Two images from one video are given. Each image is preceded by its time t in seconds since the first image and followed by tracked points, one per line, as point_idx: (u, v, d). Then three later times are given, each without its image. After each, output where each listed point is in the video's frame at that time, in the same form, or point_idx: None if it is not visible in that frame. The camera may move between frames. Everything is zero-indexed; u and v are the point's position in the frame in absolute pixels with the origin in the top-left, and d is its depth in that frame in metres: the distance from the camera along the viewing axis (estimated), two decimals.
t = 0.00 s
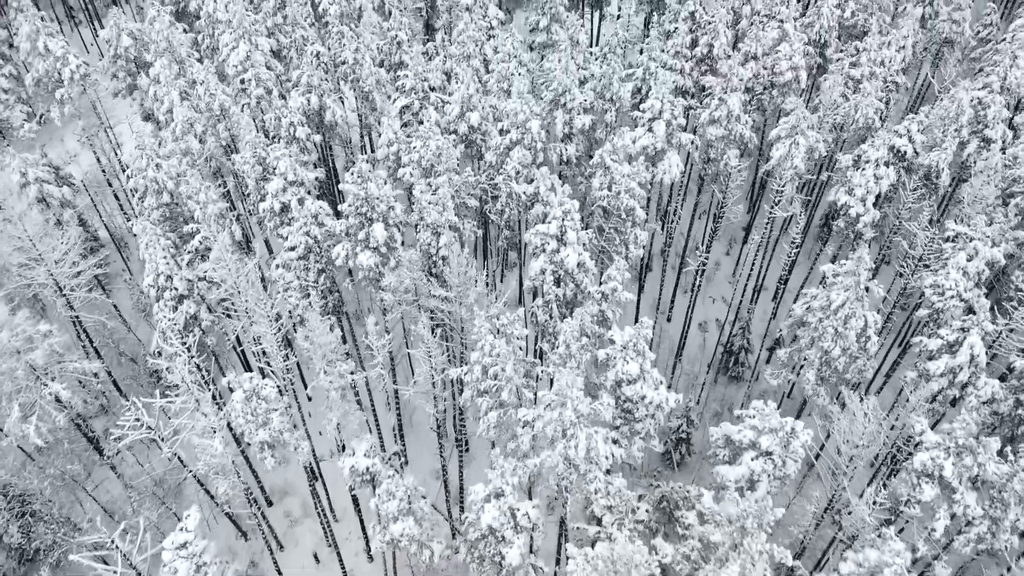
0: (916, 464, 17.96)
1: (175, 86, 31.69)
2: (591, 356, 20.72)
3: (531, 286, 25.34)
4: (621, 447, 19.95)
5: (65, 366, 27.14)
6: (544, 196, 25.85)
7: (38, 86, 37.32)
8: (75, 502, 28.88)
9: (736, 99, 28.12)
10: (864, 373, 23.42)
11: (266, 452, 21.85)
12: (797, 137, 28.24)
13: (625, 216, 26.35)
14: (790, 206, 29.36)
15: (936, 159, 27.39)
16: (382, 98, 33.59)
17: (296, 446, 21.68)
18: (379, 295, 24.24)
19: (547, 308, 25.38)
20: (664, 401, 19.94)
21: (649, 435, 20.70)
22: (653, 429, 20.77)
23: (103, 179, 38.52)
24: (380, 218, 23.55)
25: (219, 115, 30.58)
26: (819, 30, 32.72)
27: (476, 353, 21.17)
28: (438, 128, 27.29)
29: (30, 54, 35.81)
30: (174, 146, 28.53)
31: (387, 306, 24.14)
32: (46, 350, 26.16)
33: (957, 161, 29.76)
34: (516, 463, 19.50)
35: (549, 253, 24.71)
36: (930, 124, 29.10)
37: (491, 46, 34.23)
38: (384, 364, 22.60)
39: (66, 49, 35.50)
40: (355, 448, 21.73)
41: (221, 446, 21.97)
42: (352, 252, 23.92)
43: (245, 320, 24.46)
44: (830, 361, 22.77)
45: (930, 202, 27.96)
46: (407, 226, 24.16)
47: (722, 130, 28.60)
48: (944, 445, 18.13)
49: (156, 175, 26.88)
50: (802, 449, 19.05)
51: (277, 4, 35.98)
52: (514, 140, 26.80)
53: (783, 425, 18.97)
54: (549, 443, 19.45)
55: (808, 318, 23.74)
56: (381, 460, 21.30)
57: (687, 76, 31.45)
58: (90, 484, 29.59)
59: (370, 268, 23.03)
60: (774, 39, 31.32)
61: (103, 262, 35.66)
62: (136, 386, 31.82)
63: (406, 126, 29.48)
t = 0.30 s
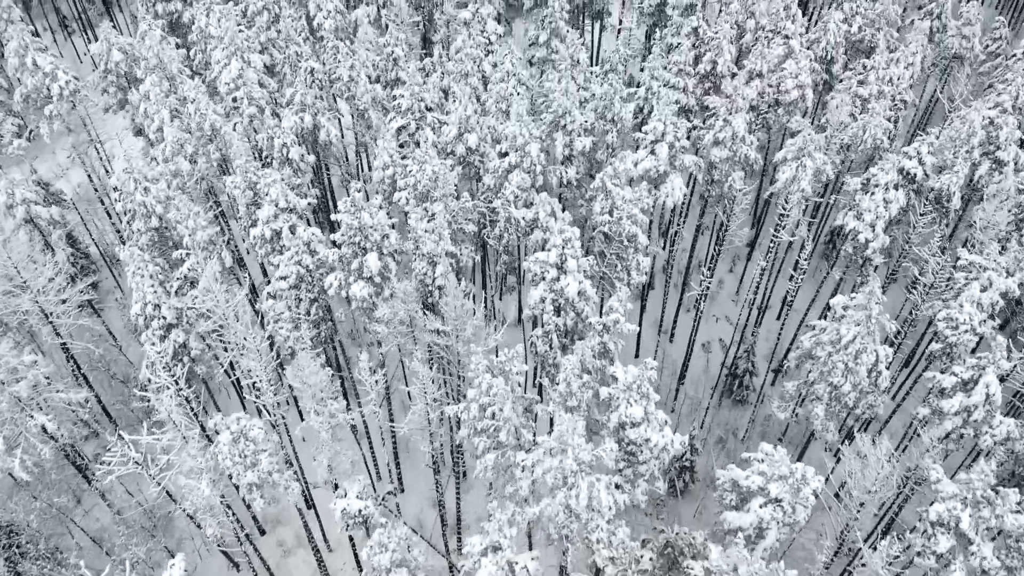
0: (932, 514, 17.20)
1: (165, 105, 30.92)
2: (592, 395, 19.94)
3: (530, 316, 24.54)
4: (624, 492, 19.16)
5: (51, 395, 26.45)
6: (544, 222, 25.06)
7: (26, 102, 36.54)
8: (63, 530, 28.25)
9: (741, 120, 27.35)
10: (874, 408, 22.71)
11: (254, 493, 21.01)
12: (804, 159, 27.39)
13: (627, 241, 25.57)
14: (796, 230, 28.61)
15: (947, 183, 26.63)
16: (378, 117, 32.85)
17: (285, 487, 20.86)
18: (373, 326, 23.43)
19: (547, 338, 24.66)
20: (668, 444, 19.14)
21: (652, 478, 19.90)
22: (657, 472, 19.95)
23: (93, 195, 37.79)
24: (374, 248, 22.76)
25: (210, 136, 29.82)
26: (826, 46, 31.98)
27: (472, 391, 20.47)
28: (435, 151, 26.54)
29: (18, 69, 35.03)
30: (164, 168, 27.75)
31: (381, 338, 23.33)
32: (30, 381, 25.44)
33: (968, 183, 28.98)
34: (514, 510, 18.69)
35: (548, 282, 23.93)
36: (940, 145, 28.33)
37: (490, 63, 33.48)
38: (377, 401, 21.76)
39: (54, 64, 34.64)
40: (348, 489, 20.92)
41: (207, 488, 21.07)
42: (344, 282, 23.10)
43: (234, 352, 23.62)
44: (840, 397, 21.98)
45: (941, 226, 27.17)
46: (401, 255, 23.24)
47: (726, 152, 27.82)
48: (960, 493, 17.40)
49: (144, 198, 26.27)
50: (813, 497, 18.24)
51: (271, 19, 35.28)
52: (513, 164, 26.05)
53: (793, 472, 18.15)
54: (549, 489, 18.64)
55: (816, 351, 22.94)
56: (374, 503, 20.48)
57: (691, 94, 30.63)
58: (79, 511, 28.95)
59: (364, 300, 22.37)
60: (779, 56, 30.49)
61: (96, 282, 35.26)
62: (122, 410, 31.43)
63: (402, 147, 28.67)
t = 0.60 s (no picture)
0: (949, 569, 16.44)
1: (155, 124, 30.17)
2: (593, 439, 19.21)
3: (530, 347, 23.77)
4: (627, 541, 18.39)
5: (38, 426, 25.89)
6: (543, 250, 24.32)
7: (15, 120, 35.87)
8: (51, 561, 27.14)
9: (746, 142, 26.62)
10: (884, 445, 21.99)
11: (243, 537, 20.25)
12: (811, 183, 26.56)
13: (629, 269, 24.82)
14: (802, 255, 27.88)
15: (959, 208, 25.87)
16: (374, 135, 32.08)
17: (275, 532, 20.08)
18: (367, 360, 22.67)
19: (547, 370, 23.87)
20: (673, 491, 18.36)
21: (656, 524, 19.13)
22: (661, 517, 19.17)
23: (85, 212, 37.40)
24: (368, 279, 21.99)
25: (201, 157, 29.13)
26: (832, 63, 31.22)
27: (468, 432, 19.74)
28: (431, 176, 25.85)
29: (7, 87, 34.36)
30: (153, 192, 27.03)
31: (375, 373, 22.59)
32: (16, 413, 24.85)
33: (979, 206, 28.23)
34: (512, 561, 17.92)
35: (548, 313, 23.11)
36: (951, 168, 27.56)
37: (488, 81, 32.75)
38: (371, 440, 21.01)
39: (43, 81, 33.93)
40: (340, 533, 20.15)
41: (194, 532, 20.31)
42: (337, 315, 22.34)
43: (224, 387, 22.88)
44: (851, 435, 21.23)
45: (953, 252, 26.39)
46: (396, 287, 22.46)
47: (731, 175, 27.08)
48: (978, 547, 16.73)
49: (132, 224, 25.64)
50: (825, 548, 17.45)
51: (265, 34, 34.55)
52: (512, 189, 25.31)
53: (803, 522, 17.38)
54: (548, 539, 17.87)
55: (826, 386, 22.16)
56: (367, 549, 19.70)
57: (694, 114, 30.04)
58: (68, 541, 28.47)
59: (357, 335, 21.66)
60: (784, 74, 29.75)
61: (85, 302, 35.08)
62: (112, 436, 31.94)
63: (398, 169, 27.92)
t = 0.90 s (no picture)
0: None
1: (145, 144, 29.42)
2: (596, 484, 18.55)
3: (529, 381, 22.97)
4: None
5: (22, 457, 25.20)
6: (543, 279, 23.56)
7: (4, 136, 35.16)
8: None
9: (752, 165, 25.84)
10: (897, 485, 21.22)
11: None
12: (820, 208, 25.73)
13: (632, 299, 24.01)
14: (809, 281, 27.17)
15: (972, 234, 25.11)
16: (369, 154, 31.31)
17: None
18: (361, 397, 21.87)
19: (547, 406, 22.95)
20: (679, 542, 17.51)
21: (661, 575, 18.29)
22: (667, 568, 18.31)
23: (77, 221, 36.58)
24: (361, 313, 21.16)
25: (190, 180, 28.37)
26: (840, 81, 30.42)
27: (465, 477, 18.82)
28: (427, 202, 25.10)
29: None
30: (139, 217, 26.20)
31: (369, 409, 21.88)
32: None
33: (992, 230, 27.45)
34: None
35: (548, 345, 22.18)
36: (964, 190, 26.77)
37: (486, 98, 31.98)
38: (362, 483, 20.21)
39: (31, 97, 33.19)
40: None
41: None
42: (328, 350, 21.50)
43: (211, 424, 22.07)
44: (863, 476, 20.50)
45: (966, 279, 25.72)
46: (390, 320, 21.64)
47: (737, 199, 26.31)
48: None
49: (119, 251, 24.94)
50: None
51: (258, 49, 33.79)
52: (510, 215, 24.60)
53: None
54: None
55: (837, 424, 21.36)
56: None
57: (697, 134, 29.30)
58: (55, 569, 28.02)
59: (350, 371, 20.84)
60: (791, 93, 28.92)
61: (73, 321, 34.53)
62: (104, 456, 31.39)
63: (393, 192, 27.11)
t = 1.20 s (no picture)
0: None
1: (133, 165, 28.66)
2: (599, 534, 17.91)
3: (528, 417, 22.22)
4: None
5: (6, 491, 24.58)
6: (543, 311, 22.78)
7: None
8: None
9: (758, 191, 25.07)
10: (909, 528, 20.51)
11: None
12: (828, 235, 24.97)
13: (634, 330, 23.23)
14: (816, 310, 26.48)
15: (985, 262, 24.41)
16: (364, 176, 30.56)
17: None
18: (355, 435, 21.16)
19: (547, 444, 22.16)
20: None
21: None
22: None
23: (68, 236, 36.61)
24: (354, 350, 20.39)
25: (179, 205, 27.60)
26: (847, 100, 29.64)
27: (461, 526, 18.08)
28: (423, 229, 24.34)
29: None
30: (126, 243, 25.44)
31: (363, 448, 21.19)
32: None
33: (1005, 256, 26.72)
34: None
35: (548, 381, 21.34)
36: (977, 216, 26.02)
37: (484, 118, 31.26)
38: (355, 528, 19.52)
39: (18, 115, 32.39)
40: None
41: None
42: (319, 387, 20.72)
43: (199, 464, 21.35)
44: (876, 521, 19.75)
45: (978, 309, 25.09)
46: (383, 356, 20.84)
47: (742, 225, 25.53)
48: None
49: (105, 280, 24.17)
50: None
51: (251, 65, 33.02)
52: (508, 243, 23.84)
53: None
54: None
55: (848, 466, 20.63)
56: None
57: (701, 156, 28.60)
58: None
59: (343, 411, 20.11)
60: (797, 112, 28.11)
61: (63, 340, 34.63)
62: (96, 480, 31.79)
63: (388, 216, 26.31)
